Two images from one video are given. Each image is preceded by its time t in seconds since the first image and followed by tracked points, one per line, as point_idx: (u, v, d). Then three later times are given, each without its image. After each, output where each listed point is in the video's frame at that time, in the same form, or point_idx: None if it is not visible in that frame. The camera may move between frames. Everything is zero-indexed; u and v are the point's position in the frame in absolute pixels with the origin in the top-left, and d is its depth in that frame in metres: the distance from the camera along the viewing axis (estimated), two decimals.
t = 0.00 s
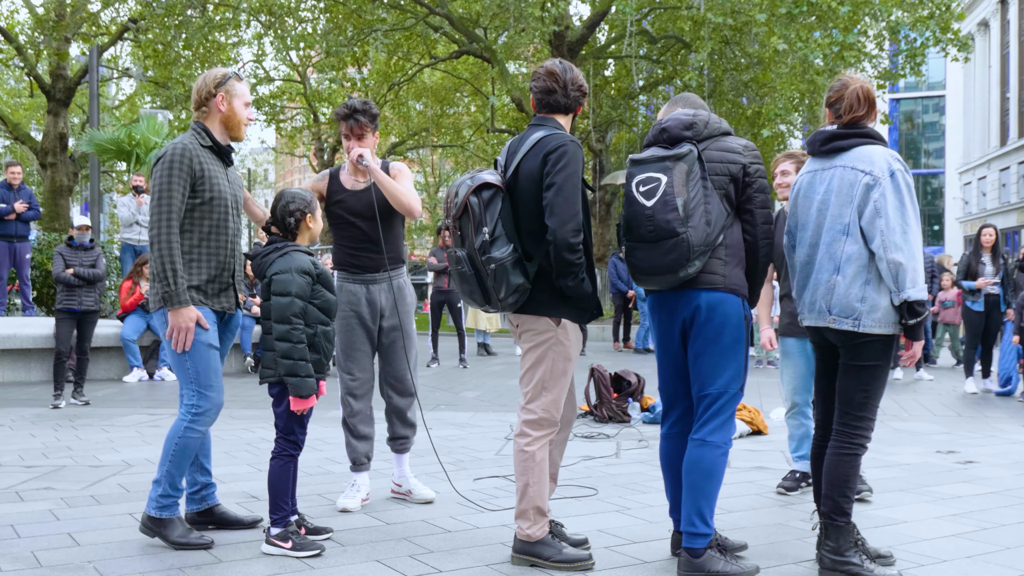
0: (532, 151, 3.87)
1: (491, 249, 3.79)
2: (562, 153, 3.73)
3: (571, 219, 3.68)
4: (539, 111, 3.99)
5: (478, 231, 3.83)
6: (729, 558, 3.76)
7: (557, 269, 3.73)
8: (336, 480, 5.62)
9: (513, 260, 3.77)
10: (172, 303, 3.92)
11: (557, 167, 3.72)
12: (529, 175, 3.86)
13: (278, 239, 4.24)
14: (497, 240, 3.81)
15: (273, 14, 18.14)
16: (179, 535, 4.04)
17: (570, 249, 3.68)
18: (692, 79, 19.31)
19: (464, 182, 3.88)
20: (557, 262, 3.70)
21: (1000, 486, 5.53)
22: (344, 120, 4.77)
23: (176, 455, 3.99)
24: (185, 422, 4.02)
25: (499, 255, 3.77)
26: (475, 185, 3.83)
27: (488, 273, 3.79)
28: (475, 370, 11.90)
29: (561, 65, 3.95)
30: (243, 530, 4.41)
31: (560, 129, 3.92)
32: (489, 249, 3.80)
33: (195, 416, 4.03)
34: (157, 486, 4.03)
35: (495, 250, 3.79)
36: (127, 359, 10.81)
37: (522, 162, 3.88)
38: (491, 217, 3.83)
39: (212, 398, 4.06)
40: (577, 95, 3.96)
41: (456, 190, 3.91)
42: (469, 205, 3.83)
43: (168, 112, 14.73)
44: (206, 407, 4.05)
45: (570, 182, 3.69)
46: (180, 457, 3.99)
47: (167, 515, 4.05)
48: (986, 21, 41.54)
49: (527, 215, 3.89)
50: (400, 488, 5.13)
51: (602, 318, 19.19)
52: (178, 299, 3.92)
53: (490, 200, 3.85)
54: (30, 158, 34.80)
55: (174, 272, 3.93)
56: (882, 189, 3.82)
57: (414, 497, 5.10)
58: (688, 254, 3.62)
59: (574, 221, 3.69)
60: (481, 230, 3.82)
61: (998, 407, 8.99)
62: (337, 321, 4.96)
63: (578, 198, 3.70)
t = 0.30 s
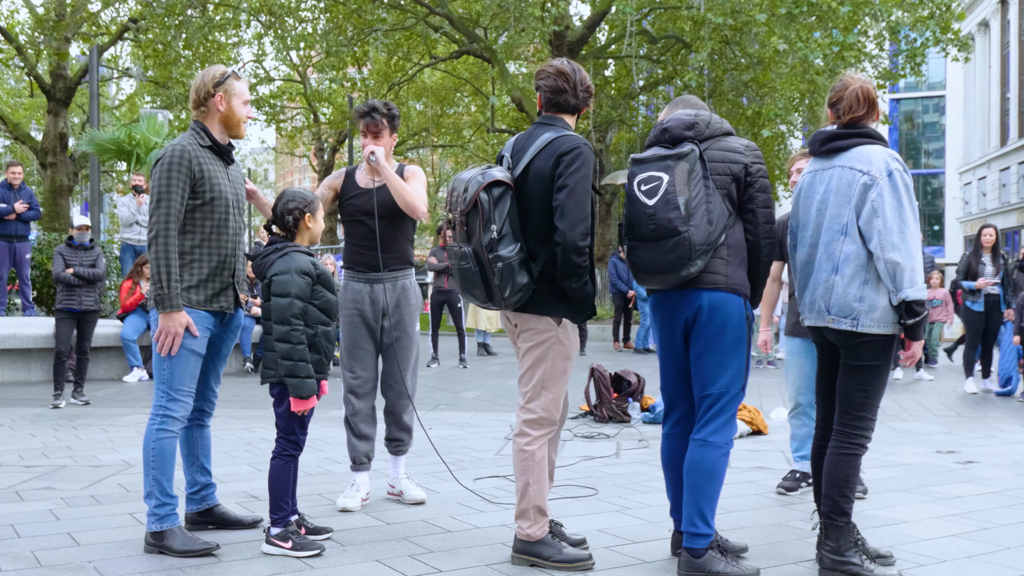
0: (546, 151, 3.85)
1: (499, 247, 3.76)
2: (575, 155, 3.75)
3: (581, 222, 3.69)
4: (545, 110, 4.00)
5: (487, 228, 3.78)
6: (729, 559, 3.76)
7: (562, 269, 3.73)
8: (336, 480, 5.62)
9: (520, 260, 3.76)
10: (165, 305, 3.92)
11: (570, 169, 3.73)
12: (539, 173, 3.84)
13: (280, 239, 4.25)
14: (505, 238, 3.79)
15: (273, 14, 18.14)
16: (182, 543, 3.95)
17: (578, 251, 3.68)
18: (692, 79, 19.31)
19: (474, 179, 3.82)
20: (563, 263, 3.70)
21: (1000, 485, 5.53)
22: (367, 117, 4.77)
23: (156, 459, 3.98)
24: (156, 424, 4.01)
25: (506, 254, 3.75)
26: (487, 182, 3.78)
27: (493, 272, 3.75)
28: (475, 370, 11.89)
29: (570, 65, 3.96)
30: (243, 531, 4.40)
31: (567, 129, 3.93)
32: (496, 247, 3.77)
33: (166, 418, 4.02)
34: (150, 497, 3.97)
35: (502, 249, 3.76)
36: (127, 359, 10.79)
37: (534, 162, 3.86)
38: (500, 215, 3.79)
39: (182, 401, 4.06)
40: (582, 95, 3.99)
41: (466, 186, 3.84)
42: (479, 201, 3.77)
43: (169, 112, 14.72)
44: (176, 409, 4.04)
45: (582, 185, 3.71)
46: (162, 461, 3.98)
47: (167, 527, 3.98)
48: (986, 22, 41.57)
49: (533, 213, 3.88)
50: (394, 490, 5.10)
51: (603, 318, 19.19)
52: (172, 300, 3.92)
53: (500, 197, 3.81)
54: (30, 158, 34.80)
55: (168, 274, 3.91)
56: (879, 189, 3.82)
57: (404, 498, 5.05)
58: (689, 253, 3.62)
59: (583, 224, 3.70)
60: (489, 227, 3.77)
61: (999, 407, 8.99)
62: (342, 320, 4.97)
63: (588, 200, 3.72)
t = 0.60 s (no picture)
0: (560, 149, 3.85)
1: (519, 245, 3.74)
2: (593, 157, 3.78)
3: (600, 223, 3.73)
4: (550, 108, 3.99)
5: (508, 224, 3.74)
6: (729, 559, 3.76)
7: (580, 268, 3.76)
8: (335, 480, 5.63)
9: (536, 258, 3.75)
10: (174, 310, 3.91)
11: (588, 169, 3.75)
12: (555, 172, 3.84)
13: (281, 239, 4.24)
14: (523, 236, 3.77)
15: (273, 13, 18.11)
16: (181, 544, 3.95)
17: (594, 251, 3.72)
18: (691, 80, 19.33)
19: (491, 173, 3.75)
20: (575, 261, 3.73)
21: (1000, 485, 5.53)
22: (401, 119, 4.88)
23: (152, 461, 3.99)
24: (151, 427, 4.01)
25: (526, 251, 3.73)
26: (512, 178, 3.72)
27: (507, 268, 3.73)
28: (476, 370, 11.89)
29: (578, 69, 3.99)
30: (244, 531, 4.40)
31: (573, 130, 3.96)
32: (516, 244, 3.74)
33: (160, 421, 4.02)
34: (147, 500, 3.98)
35: (523, 247, 3.75)
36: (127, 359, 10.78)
37: (549, 160, 3.85)
38: (521, 212, 3.76)
39: (179, 403, 4.06)
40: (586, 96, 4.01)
41: (488, 181, 3.73)
42: (504, 197, 3.71)
43: (168, 112, 14.72)
44: (170, 413, 4.04)
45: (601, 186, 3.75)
46: (158, 463, 3.99)
47: (166, 528, 3.98)
48: (986, 22, 41.55)
49: (542, 212, 3.88)
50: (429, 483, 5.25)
51: (603, 318, 19.19)
52: (181, 304, 3.91)
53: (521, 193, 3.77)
54: (29, 158, 34.81)
55: (175, 276, 3.92)
56: (877, 189, 3.82)
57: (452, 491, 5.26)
58: (695, 252, 3.62)
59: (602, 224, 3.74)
60: (511, 224, 3.74)
61: (998, 407, 8.99)
62: (362, 320, 4.95)
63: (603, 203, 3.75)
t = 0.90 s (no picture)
0: (552, 149, 3.86)
1: (520, 244, 3.73)
2: (587, 151, 3.77)
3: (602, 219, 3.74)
4: (545, 108, 4.00)
5: (508, 224, 3.74)
6: (730, 559, 3.75)
7: (585, 265, 3.77)
8: (336, 480, 5.63)
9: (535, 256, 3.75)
10: (178, 315, 3.91)
11: (585, 165, 3.75)
12: (551, 171, 3.84)
13: (282, 239, 4.25)
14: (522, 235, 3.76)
15: (273, 13, 18.06)
16: (179, 545, 3.95)
17: (599, 246, 3.73)
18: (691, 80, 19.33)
19: (486, 176, 3.77)
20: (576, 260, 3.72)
21: (1000, 486, 5.53)
22: (451, 128, 4.96)
23: (149, 464, 3.98)
24: (146, 431, 4.00)
25: (526, 250, 3.73)
26: (508, 178, 3.72)
27: (506, 270, 3.74)
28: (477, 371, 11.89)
29: (566, 65, 3.98)
30: (244, 531, 4.40)
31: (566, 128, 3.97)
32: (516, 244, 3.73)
33: (156, 424, 4.02)
34: (145, 501, 3.97)
35: (524, 245, 3.74)
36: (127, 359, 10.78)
37: (543, 160, 3.86)
38: (518, 211, 3.76)
39: (177, 405, 4.06)
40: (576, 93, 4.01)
41: (485, 183, 3.76)
42: (501, 198, 3.71)
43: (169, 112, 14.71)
44: (166, 416, 4.03)
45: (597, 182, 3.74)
46: (155, 466, 3.98)
47: (166, 529, 3.99)
48: (986, 22, 41.52)
49: (541, 212, 3.88)
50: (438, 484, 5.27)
51: (603, 318, 19.20)
52: (184, 309, 3.91)
53: (518, 192, 3.77)
54: (30, 158, 34.81)
55: (177, 279, 3.91)
56: (878, 189, 3.82)
57: (462, 491, 5.29)
58: (698, 252, 3.62)
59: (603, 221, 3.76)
60: (511, 224, 3.73)
61: (999, 407, 8.98)
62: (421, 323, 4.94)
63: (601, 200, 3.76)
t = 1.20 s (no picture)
0: (529, 153, 3.86)
1: (495, 248, 3.76)
2: (564, 153, 3.76)
3: (580, 220, 3.71)
4: (536, 109, 4.01)
5: (481, 231, 3.79)
6: (730, 559, 3.75)
7: (567, 268, 3.74)
8: (335, 480, 5.63)
9: (516, 258, 3.76)
10: (181, 318, 3.90)
11: (562, 167, 3.74)
12: (532, 176, 3.85)
13: (280, 240, 4.25)
14: (500, 238, 3.78)
15: (273, 14, 18.03)
16: (178, 546, 3.95)
17: (579, 248, 3.70)
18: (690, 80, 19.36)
19: (466, 181, 3.86)
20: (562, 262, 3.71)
21: (999, 485, 5.54)
22: (497, 126, 4.97)
23: (149, 464, 3.97)
24: (147, 431, 4.00)
25: (503, 254, 3.75)
26: (476, 185, 3.80)
27: (492, 273, 3.77)
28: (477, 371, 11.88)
29: (549, 62, 3.97)
30: (243, 531, 4.40)
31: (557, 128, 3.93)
32: (494, 248, 3.77)
33: (156, 424, 4.01)
34: (145, 502, 3.97)
35: (499, 249, 3.76)
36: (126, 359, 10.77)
37: (523, 163, 3.86)
38: (493, 216, 3.80)
39: (178, 405, 4.05)
40: (568, 89, 3.96)
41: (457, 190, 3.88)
42: (471, 205, 3.80)
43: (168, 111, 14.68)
44: (167, 416, 4.03)
45: (575, 183, 3.72)
46: (156, 466, 3.98)
47: (165, 530, 3.98)
48: (986, 22, 41.57)
49: (528, 215, 3.88)
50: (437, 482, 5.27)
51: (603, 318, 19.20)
52: (187, 312, 3.90)
53: (492, 199, 3.82)
54: (29, 158, 34.77)
55: (179, 281, 3.91)
56: (882, 190, 3.82)
57: (462, 491, 5.28)
58: (700, 250, 3.63)
59: (583, 221, 3.72)
60: (484, 229, 3.78)
61: (998, 407, 8.99)
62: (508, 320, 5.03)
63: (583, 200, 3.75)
